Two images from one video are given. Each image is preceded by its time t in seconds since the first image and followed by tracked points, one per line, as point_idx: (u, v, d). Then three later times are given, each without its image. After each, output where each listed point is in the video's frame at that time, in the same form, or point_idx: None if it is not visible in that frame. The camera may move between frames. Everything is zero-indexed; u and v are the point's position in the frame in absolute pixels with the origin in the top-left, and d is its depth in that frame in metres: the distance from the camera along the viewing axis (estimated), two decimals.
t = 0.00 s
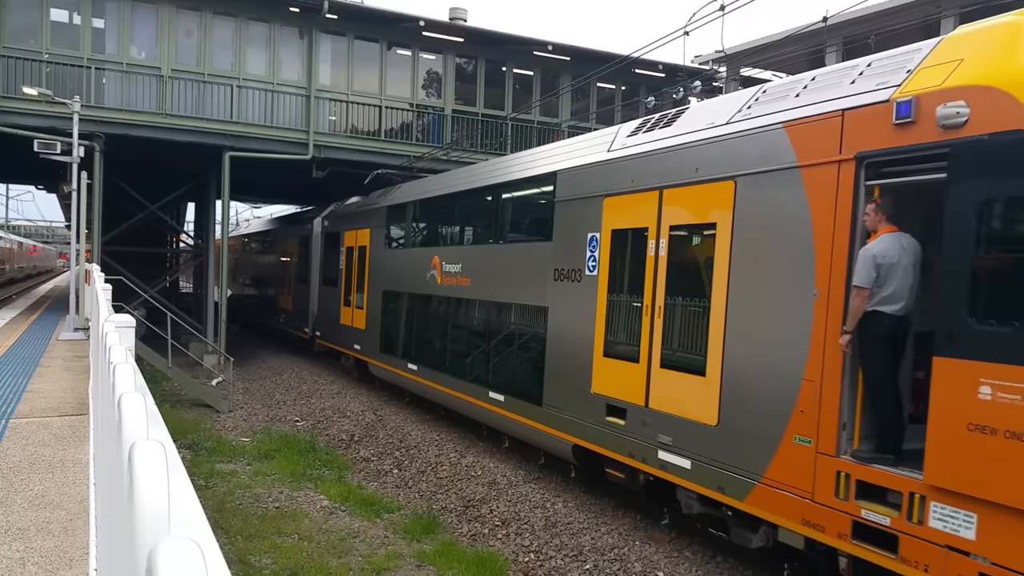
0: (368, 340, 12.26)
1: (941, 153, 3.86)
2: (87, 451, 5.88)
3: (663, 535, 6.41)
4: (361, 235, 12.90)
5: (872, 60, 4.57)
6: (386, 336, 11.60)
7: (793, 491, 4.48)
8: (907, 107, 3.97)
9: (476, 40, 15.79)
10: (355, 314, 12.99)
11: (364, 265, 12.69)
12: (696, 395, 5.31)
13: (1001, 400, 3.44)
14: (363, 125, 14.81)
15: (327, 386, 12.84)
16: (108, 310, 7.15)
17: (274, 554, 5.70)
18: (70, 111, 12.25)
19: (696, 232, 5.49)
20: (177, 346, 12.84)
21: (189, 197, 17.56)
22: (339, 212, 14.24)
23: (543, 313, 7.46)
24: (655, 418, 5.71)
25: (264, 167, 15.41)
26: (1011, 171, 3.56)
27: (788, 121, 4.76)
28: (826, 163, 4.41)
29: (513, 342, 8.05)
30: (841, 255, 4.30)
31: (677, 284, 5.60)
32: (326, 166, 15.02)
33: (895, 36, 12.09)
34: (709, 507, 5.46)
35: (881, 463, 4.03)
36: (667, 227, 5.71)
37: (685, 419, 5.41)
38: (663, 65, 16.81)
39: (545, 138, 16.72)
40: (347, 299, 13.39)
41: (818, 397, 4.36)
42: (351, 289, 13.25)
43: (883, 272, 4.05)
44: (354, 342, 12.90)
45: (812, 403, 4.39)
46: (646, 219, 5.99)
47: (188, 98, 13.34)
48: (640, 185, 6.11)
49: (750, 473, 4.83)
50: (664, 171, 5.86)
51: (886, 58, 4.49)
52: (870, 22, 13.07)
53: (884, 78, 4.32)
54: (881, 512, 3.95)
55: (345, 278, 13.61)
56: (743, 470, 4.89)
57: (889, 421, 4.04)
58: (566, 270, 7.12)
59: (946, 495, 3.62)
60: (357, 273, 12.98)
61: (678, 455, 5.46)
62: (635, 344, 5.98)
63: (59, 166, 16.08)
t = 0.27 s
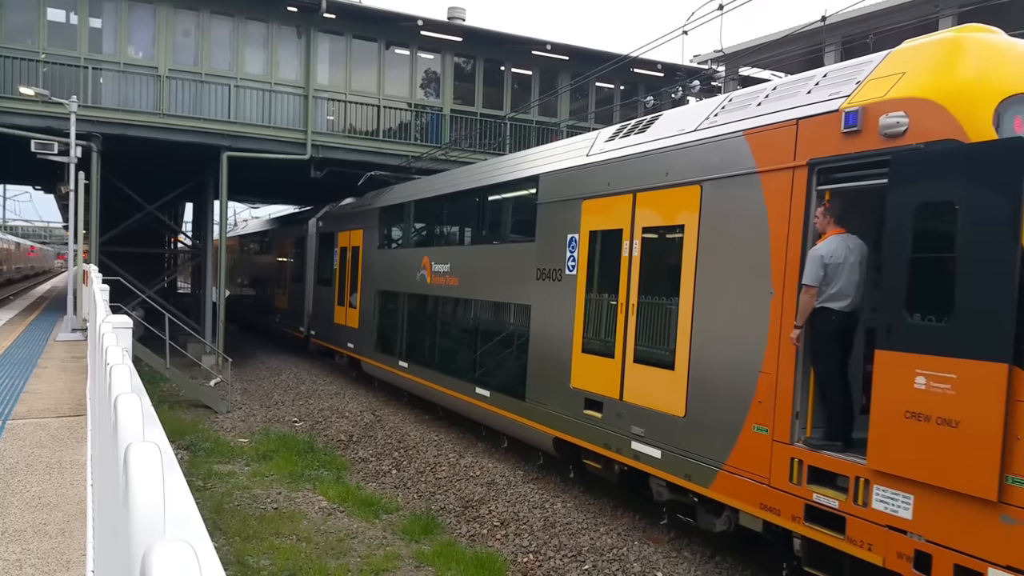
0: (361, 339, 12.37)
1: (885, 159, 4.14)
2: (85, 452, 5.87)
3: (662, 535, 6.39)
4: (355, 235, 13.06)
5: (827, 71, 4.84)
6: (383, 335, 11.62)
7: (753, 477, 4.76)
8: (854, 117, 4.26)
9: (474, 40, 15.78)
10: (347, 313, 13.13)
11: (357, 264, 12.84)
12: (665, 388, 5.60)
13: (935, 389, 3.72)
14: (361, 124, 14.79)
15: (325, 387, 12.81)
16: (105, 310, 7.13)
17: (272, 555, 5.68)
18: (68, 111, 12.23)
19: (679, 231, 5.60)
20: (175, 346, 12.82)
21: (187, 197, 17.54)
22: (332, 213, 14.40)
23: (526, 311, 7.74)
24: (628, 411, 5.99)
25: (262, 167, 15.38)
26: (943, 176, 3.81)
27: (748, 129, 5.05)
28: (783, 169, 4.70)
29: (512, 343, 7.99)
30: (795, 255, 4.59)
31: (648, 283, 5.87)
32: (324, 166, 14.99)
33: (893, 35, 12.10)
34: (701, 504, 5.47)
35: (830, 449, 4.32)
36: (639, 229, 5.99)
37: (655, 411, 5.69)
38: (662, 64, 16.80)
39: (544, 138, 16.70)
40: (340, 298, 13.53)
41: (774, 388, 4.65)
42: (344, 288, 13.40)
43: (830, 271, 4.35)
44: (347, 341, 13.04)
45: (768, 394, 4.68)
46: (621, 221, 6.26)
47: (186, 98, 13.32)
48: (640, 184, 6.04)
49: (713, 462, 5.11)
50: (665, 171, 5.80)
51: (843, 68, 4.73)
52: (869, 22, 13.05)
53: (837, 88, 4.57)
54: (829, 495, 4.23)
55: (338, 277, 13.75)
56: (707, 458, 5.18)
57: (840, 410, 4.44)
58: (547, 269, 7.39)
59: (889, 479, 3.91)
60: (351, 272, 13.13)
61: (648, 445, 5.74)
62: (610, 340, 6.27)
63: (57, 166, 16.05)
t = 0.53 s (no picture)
0: (355, 339, 12.46)
1: (832, 167, 4.35)
2: (83, 453, 5.87)
3: (660, 536, 6.39)
4: (348, 236, 13.16)
5: (787, 82, 5.02)
6: (379, 336, 11.62)
7: (716, 465, 5.00)
8: (806, 127, 4.45)
9: (471, 41, 15.79)
10: (340, 313, 13.23)
11: (350, 265, 12.92)
12: (637, 382, 5.83)
13: (878, 380, 3.94)
14: (359, 125, 14.79)
15: (323, 388, 12.79)
16: (103, 311, 7.13)
17: (270, 556, 5.68)
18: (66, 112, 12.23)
19: (650, 232, 5.83)
20: (173, 347, 12.82)
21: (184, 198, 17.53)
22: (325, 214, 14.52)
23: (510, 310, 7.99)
24: (603, 405, 6.23)
25: (260, 167, 15.37)
26: (884, 183, 4.01)
27: (713, 137, 5.25)
28: (743, 175, 4.91)
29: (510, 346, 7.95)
30: (752, 256, 4.83)
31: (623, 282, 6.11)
32: (322, 167, 14.97)
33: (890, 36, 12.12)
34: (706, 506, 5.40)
35: (784, 438, 4.55)
36: (614, 231, 6.22)
37: (629, 405, 5.92)
38: (659, 65, 16.81)
39: (542, 139, 16.71)
40: (334, 298, 13.62)
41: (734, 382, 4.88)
42: (337, 288, 13.50)
43: (784, 270, 4.58)
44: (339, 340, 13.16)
45: (729, 387, 4.93)
46: (598, 223, 6.48)
47: (183, 99, 13.32)
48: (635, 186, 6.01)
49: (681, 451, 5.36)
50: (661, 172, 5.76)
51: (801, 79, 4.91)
52: (866, 23, 13.08)
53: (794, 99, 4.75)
54: (783, 481, 4.47)
55: (331, 277, 13.85)
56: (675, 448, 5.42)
57: (794, 402, 4.61)
58: (530, 269, 7.63)
59: (837, 465, 4.13)
60: (343, 273, 13.22)
61: (622, 437, 5.99)
62: (587, 338, 6.50)
63: (55, 167, 16.04)
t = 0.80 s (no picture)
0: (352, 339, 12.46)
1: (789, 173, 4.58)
2: (83, 453, 5.90)
3: (658, 534, 6.43)
4: (343, 236, 13.19)
5: (751, 91, 5.24)
6: (377, 336, 11.65)
7: (683, 453, 5.24)
8: (764, 135, 4.69)
9: (470, 41, 15.79)
10: (335, 312, 13.29)
11: (346, 265, 12.94)
12: (613, 377, 6.04)
13: (825, 371, 4.18)
14: (358, 125, 14.81)
15: (323, 388, 12.81)
16: (102, 313, 7.15)
17: (270, 555, 5.70)
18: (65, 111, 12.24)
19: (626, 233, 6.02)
20: (173, 347, 12.85)
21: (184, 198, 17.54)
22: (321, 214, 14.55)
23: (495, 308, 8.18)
24: (582, 398, 6.43)
25: (259, 167, 15.36)
26: (831, 188, 4.22)
27: (681, 143, 5.47)
28: (708, 180, 5.15)
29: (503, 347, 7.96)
30: (716, 255, 5.06)
31: (601, 281, 6.29)
32: (320, 167, 14.98)
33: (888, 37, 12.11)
34: (713, 506, 5.34)
35: (745, 426, 4.79)
36: (593, 232, 6.42)
37: (606, 398, 6.12)
38: (658, 65, 16.79)
39: (541, 138, 16.72)
40: (329, 297, 13.67)
41: (700, 376, 5.11)
42: (333, 287, 13.54)
43: (745, 270, 4.78)
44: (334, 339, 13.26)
45: (695, 380, 5.15)
46: (577, 225, 6.68)
47: (183, 98, 13.34)
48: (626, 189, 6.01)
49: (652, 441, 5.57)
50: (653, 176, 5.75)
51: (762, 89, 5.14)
52: (864, 23, 13.07)
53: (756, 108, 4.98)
54: (743, 467, 4.71)
55: (326, 277, 13.90)
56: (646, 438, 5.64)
57: (755, 394, 4.82)
58: (514, 269, 7.80)
59: (792, 451, 4.36)
60: (339, 273, 13.26)
61: (598, 428, 6.20)
62: (566, 334, 6.71)
63: (54, 167, 16.05)
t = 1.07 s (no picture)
0: (348, 339, 12.45)
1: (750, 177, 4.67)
2: (83, 453, 5.90)
3: (658, 533, 6.43)
4: (337, 237, 13.20)
5: (719, 99, 5.28)
6: (375, 335, 11.64)
7: (655, 444, 5.31)
8: (727, 142, 4.79)
9: (469, 41, 15.80)
10: (331, 312, 13.29)
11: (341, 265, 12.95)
12: (591, 372, 6.08)
13: (782, 364, 4.27)
14: (357, 125, 14.83)
15: (323, 387, 12.81)
16: (102, 312, 7.15)
17: (270, 554, 5.71)
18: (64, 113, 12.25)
19: (603, 232, 6.05)
20: (172, 347, 12.85)
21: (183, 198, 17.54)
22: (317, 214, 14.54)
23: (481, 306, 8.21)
24: (564, 391, 6.45)
25: (258, 168, 15.37)
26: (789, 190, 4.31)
27: (652, 149, 5.54)
28: (677, 184, 5.24)
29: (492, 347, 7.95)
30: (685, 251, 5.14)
31: (582, 278, 6.31)
32: (319, 167, 14.99)
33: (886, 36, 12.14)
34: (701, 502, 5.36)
35: (711, 417, 4.89)
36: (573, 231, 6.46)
37: (586, 392, 6.12)
38: (657, 65, 16.80)
39: (540, 138, 16.74)
40: (325, 297, 13.68)
41: (670, 370, 5.19)
42: (328, 287, 13.54)
43: (711, 269, 4.86)
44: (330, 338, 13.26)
45: (665, 374, 5.22)
46: (557, 224, 6.72)
47: (181, 99, 13.35)
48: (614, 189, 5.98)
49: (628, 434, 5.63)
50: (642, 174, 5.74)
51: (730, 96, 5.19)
52: (862, 22, 13.09)
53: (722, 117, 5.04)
54: (710, 456, 4.79)
55: (322, 277, 13.90)
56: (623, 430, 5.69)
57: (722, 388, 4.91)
58: (500, 267, 7.82)
59: (753, 440, 4.45)
60: (334, 272, 13.27)
61: (578, 421, 6.24)
62: (548, 331, 6.75)
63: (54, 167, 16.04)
